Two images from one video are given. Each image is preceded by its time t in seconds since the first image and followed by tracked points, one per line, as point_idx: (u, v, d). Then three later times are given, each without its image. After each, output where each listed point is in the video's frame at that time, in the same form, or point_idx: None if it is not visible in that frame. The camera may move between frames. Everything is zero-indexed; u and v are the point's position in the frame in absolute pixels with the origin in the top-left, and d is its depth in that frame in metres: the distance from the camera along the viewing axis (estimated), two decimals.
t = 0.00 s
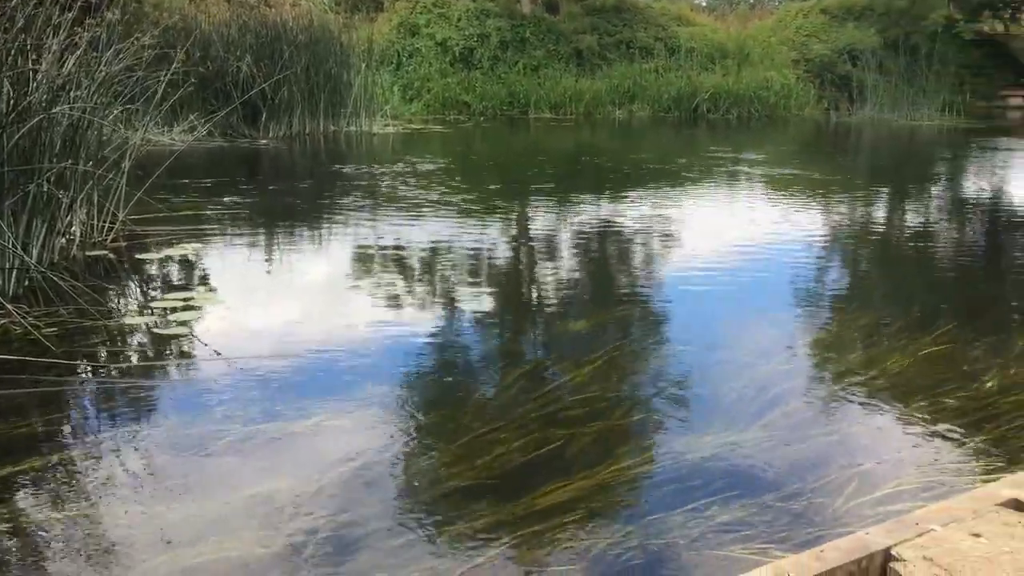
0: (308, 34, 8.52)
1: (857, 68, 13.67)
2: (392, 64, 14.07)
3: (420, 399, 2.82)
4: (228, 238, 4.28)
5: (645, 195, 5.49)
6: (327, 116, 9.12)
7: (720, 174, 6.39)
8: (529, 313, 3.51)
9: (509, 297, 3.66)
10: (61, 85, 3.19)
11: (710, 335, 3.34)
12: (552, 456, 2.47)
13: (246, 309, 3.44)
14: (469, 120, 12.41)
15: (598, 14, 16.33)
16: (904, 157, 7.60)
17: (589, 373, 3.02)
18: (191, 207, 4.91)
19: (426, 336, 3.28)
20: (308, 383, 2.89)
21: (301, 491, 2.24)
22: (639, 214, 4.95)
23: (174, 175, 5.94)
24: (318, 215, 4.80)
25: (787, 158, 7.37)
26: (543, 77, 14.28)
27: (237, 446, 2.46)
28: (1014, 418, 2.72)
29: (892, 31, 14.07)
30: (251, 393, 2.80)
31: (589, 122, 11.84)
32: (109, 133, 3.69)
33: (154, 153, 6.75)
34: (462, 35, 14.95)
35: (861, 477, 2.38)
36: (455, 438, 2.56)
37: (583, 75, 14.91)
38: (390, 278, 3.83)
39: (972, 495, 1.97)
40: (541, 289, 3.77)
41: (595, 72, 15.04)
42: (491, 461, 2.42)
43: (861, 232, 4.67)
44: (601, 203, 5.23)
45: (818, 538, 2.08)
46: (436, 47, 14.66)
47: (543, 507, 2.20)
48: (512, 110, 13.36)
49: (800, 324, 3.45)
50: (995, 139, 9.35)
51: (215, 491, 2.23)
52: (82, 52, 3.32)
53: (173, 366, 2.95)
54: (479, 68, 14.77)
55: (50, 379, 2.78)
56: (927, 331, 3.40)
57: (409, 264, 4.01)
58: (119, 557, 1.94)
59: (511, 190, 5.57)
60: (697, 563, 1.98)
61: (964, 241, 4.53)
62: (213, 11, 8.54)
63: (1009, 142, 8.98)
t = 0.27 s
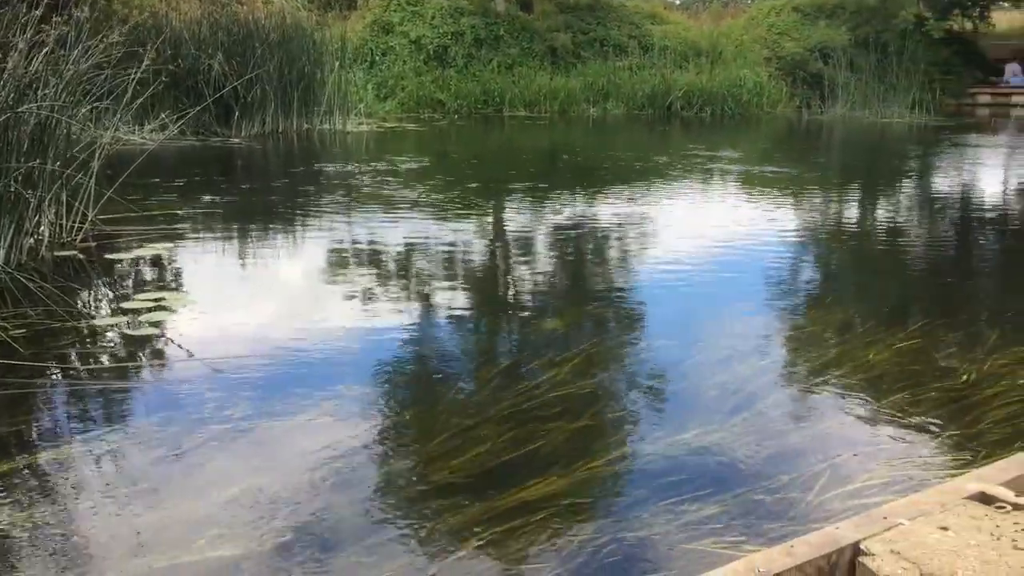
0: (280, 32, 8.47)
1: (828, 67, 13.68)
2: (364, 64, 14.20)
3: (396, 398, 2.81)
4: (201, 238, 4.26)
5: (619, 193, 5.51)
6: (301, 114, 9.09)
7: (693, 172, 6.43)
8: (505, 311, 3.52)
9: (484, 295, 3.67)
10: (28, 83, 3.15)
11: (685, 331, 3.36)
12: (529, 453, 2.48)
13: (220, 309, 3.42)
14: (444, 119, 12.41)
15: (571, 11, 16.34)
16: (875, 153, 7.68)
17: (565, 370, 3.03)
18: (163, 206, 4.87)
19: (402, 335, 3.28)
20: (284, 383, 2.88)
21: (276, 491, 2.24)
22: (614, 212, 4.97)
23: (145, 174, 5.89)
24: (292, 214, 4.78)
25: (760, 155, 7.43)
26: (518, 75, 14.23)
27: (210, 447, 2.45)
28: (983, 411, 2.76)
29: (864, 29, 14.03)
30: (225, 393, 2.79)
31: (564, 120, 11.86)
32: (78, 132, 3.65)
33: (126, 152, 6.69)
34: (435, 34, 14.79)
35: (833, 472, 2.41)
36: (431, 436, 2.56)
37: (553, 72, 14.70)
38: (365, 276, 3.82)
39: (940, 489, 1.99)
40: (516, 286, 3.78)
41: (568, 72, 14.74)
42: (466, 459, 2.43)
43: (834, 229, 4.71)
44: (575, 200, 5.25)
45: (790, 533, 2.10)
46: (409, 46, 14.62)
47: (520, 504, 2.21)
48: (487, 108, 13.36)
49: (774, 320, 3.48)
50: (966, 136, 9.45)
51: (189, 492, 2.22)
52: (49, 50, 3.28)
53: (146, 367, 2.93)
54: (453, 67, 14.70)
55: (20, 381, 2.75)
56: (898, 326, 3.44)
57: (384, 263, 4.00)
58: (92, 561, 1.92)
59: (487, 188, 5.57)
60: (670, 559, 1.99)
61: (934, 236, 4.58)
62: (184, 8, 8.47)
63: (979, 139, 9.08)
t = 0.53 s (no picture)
0: (258, 31, 8.43)
1: (806, 66, 13.63)
2: (343, 63, 14.13)
3: (377, 399, 2.81)
4: (179, 239, 4.23)
5: (599, 192, 5.53)
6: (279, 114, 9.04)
7: (672, 171, 6.45)
8: (486, 311, 3.52)
9: (465, 294, 3.67)
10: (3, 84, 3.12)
11: (666, 330, 3.37)
12: (510, 453, 2.48)
13: (199, 310, 3.40)
14: (424, 118, 12.38)
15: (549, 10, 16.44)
16: (852, 152, 7.73)
17: (546, 369, 3.04)
18: (140, 207, 4.84)
19: (383, 335, 3.27)
20: (264, 384, 2.87)
21: (257, 493, 2.23)
22: (594, 211, 4.99)
23: (122, 174, 5.84)
24: (271, 215, 4.76)
25: (738, 154, 7.47)
26: (497, 74, 14.23)
27: (189, 449, 2.44)
28: (959, 408, 2.80)
29: (840, 29, 13.95)
30: (204, 395, 2.77)
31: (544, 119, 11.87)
32: (53, 132, 3.61)
33: (102, 152, 6.63)
34: (413, 33, 14.72)
35: (812, 469, 2.43)
36: (412, 437, 2.56)
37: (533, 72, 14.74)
38: (345, 277, 3.81)
39: (916, 485, 2.02)
40: (497, 286, 3.78)
41: (547, 70, 14.94)
42: (447, 459, 2.43)
43: (812, 227, 4.75)
44: (555, 200, 5.25)
45: (769, 529, 2.11)
46: (388, 45, 14.55)
47: (501, 504, 2.21)
48: (466, 107, 13.34)
49: (752, 318, 3.51)
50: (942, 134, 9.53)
51: (169, 495, 2.20)
52: (23, 50, 3.25)
53: (125, 369, 2.91)
54: (433, 66, 14.64)
55: None
56: (876, 323, 3.47)
57: (364, 263, 3.99)
58: (70, 565, 1.91)
59: (467, 188, 5.57)
60: (651, 556, 2.00)
61: (911, 234, 4.63)
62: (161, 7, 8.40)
63: (955, 138, 9.16)
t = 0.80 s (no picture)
0: (235, 32, 8.38)
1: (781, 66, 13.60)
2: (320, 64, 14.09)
3: (356, 400, 2.80)
4: (156, 241, 4.20)
5: (577, 193, 5.54)
6: (256, 115, 9.00)
7: (649, 171, 6.48)
8: (465, 312, 3.52)
9: (444, 295, 3.67)
10: None
11: (644, 330, 3.39)
12: (490, 453, 2.48)
13: (175, 313, 3.38)
14: (402, 119, 12.35)
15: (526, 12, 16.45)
16: (826, 152, 7.80)
17: (526, 370, 3.05)
18: (116, 209, 4.80)
19: (362, 337, 3.27)
20: (243, 386, 2.86)
21: (236, 495, 2.22)
22: (572, 212, 5.00)
23: (97, 177, 5.79)
24: (249, 216, 4.73)
25: (714, 155, 7.51)
26: (475, 75, 14.22)
27: (168, 452, 2.42)
28: (933, 406, 2.83)
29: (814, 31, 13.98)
30: (182, 397, 2.75)
31: (522, 120, 11.89)
32: (27, 134, 3.58)
33: (76, 154, 6.56)
34: (390, 34, 14.70)
35: (789, 467, 2.44)
36: (392, 438, 2.55)
37: (511, 73, 14.75)
38: (324, 278, 3.80)
39: (891, 481, 2.04)
40: (476, 287, 3.78)
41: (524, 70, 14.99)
42: (427, 460, 2.42)
43: (788, 227, 4.78)
44: (533, 201, 5.27)
45: (746, 527, 2.13)
46: (365, 46, 14.49)
47: (481, 504, 2.22)
48: (444, 108, 13.33)
49: (730, 318, 3.53)
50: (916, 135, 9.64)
51: (147, 498, 2.19)
52: None
53: (102, 372, 2.88)
54: (410, 67, 14.60)
55: None
56: (853, 322, 3.50)
57: (343, 264, 3.98)
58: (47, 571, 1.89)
59: (446, 189, 5.58)
60: (630, 555, 2.01)
61: (885, 234, 4.68)
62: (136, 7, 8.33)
63: (928, 138, 9.25)
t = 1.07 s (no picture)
0: (207, 32, 8.32)
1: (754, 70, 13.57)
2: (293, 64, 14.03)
3: (330, 402, 2.79)
4: (127, 243, 4.17)
5: (551, 194, 5.56)
6: (229, 116, 8.95)
7: (623, 173, 6.51)
8: (439, 313, 3.52)
9: (418, 297, 3.67)
10: None
11: (619, 330, 3.41)
12: (463, 454, 2.49)
13: (147, 315, 3.35)
14: (376, 120, 12.31)
15: (502, 14, 16.42)
16: (797, 154, 7.88)
17: (500, 371, 3.05)
18: (86, 211, 4.75)
19: (336, 339, 3.26)
20: (215, 389, 2.84)
21: (209, 499, 2.21)
22: (546, 213, 5.02)
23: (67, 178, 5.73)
24: (221, 218, 4.71)
25: (687, 157, 7.56)
26: (450, 76, 14.21)
27: (139, 456, 2.41)
28: (902, 405, 2.87)
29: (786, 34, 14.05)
30: (154, 400, 2.74)
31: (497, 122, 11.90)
32: None
33: (46, 155, 6.49)
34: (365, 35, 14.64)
35: (760, 466, 2.47)
36: (366, 440, 2.55)
37: (487, 76, 14.53)
38: (297, 280, 3.79)
39: (859, 480, 2.06)
40: (450, 289, 3.79)
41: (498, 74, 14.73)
42: (401, 462, 2.42)
43: (761, 228, 4.82)
44: (507, 202, 5.27)
45: (718, 526, 2.14)
46: (338, 47, 14.46)
47: (454, 505, 2.22)
48: (418, 110, 13.30)
49: (704, 318, 3.56)
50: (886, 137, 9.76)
51: (118, 503, 2.17)
52: None
53: (72, 375, 2.86)
54: (385, 68, 14.57)
55: None
56: (824, 322, 3.54)
57: (316, 266, 3.97)
58: None
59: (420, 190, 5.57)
60: (602, 555, 2.02)
61: (855, 235, 4.74)
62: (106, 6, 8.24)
63: (898, 140, 9.37)
